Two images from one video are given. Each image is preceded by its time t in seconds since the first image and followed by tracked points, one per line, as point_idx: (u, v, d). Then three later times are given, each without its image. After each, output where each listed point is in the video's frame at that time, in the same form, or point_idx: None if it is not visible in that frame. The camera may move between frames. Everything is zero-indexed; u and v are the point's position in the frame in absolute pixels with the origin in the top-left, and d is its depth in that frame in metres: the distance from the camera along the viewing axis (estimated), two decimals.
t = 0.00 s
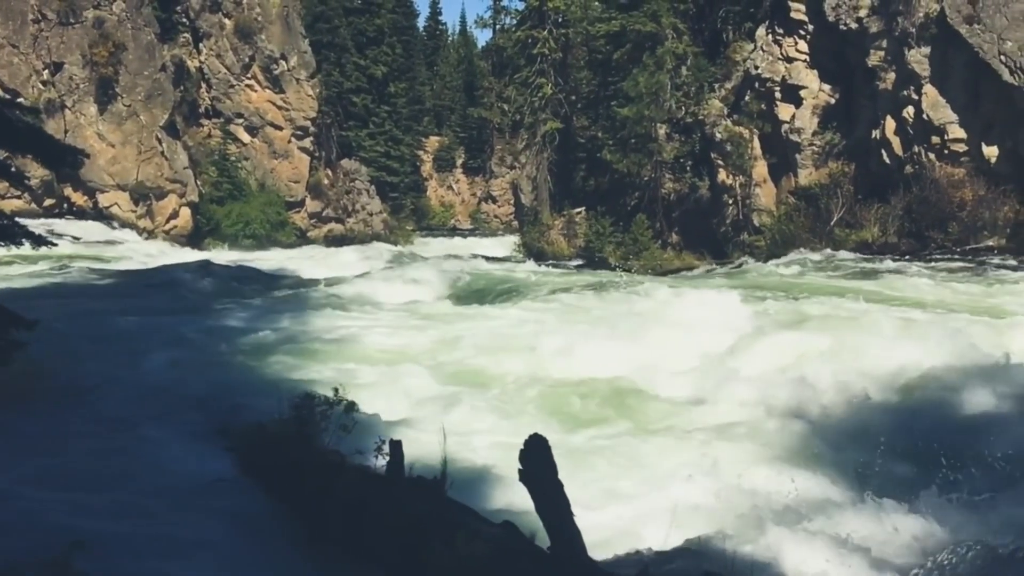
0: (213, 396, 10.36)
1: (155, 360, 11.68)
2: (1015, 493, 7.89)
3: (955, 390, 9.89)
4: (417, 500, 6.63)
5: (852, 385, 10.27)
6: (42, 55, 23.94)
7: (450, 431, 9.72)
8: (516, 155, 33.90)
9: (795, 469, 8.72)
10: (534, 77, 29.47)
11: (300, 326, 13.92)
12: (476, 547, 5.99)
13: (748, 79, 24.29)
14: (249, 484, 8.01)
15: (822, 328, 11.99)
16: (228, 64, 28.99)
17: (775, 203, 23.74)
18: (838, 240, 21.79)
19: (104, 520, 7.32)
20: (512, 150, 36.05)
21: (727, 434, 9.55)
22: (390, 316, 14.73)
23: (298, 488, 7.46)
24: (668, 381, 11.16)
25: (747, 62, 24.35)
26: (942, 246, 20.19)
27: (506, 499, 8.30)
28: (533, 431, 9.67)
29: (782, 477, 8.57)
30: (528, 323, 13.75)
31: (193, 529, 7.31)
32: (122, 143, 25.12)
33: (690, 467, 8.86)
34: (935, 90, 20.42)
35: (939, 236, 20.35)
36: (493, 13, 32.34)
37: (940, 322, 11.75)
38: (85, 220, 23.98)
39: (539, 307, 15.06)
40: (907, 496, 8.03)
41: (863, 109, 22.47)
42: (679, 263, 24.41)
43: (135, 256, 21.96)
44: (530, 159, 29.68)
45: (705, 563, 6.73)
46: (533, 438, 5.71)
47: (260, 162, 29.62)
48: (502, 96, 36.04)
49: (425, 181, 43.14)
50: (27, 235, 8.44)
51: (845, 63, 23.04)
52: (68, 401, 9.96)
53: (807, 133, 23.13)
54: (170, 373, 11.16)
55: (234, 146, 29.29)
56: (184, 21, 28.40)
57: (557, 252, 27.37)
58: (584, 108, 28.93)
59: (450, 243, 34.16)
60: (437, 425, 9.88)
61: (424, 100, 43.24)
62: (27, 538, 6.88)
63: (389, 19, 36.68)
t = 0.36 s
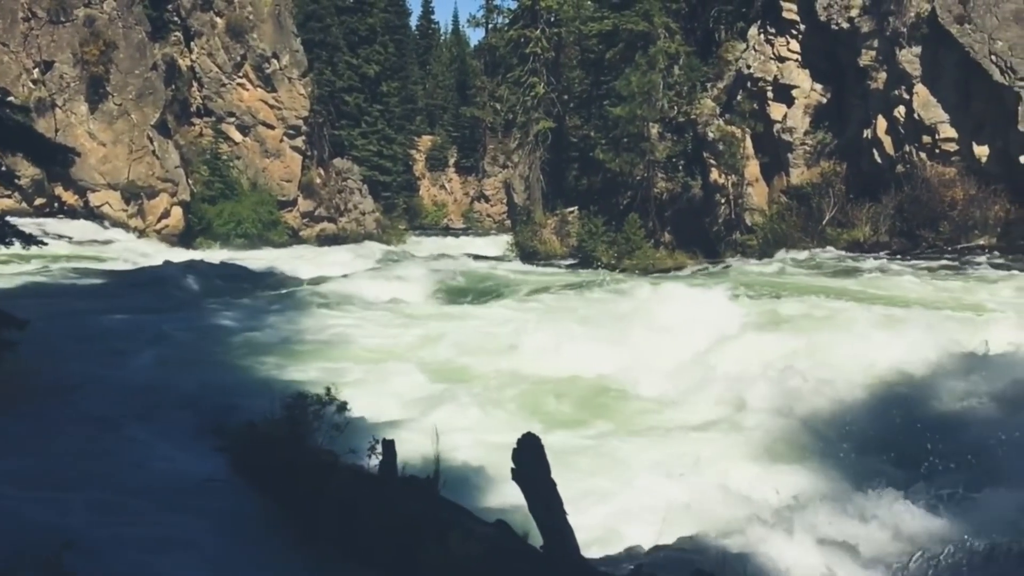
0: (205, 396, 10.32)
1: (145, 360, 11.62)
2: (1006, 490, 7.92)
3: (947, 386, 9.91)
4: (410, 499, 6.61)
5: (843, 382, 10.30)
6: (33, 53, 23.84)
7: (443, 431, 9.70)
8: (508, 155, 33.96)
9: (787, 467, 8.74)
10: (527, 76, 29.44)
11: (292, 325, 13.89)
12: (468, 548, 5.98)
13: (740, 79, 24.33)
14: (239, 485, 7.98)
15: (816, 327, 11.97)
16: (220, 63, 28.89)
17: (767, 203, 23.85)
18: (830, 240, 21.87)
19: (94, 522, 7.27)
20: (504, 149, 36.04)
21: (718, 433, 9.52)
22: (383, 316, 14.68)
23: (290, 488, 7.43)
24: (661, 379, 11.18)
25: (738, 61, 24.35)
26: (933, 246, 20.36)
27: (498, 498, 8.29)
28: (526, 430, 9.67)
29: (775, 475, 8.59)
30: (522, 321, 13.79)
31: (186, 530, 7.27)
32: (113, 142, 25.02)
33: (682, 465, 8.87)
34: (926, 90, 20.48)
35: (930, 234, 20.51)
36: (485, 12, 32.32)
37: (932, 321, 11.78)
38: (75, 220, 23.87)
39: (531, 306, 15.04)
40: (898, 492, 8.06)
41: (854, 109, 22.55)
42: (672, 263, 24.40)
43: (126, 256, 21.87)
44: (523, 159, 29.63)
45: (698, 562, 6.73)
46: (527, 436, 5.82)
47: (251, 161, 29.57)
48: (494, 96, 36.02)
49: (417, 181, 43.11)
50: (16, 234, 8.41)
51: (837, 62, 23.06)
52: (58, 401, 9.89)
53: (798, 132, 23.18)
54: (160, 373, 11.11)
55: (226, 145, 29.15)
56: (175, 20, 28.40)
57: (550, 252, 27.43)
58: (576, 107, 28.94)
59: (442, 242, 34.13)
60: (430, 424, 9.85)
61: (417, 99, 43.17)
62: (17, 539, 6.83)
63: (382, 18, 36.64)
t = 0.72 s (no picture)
0: (195, 395, 10.28)
1: (135, 360, 11.55)
2: (997, 486, 7.99)
3: (935, 381, 9.98)
4: (401, 498, 6.62)
5: (833, 380, 10.35)
6: (22, 51, 23.70)
7: (435, 429, 9.69)
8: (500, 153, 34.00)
9: (779, 463, 8.79)
10: (518, 75, 29.38)
11: (283, 324, 13.85)
12: (461, 547, 6.00)
13: (730, 77, 24.39)
14: (229, 484, 7.96)
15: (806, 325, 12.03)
16: (209, 62, 28.80)
17: (758, 201, 23.92)
18: (821, 238, 21.90)
19: (84, 522, 7.25)
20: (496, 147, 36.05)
21: (710, 431, 9.53)
22: (375, 314, 14.66)
23: (280, 488, 7.40)
24: (654, 376, 11.17)
25: (729, 60, 24.41)
26: (922, 243, 20.43)
27: (490, 497, 8.30)
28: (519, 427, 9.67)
29: (767, 472, 8.65)
30: (514, 320, 13.81)
31: (174, 532, 7.22)
32: (103, 141, 24.88)
33: (674, 464, 8.88)
34: (915, 88, 20.57)
35: (920, 232, 20.58)
36: (476, 10, 32.29)
37: (923, 322, 11.82)
38: (65, 219, 23.75)
39: (523, 305, 15.03)
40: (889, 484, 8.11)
41: (844, 108, 22.60)
42: (662, 261, 24.48)
43: (116, 255, 21.76)
44: (514, 157, 29.59)
45: (691, 561, 6.73)
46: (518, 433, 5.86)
47: (242, 159, 29.47)
48: (485, 94, 36.03)
49: (409, 179, 43.14)
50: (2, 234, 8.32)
51: (827, 60, 23.11)
52: (47, 401, 9.82)
53: (789, 131, 23.24)
54: (150, 373, 11.05)
55: (216, 144, 28.94)
56: (164, 17, 28.07)
57: (541, 251, 27.40)
58: (568, 106, 28.94)
59: (433, 241, 34.13)
60: (422, 422, 9.84)
61: (408, 97, 43.12)
62: (7, 540, 6.79)
63: (372, 16, 36.59)
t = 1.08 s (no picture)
0: (184, 395, 10.24)
1: (123, 360, 11.50)
2: (985, 484, 8.06)
3: (925, 378, 10.04)
4: (394, 498, 6.62)
5: (823, 378, 10.40)
6: (9, 50, 23.49)
7: (425, 429, 9.67)
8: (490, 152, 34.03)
9: (769, 461, 8.81)
10: (508, 74, 29.33)
11: (273, 324, 13.81)
12: (453, 547, 6.02)
13: (720, 76, 24.45)
14: (218, 484, 7.92)
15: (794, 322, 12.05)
16: (198, 61, 28.66)
17: (748, 200, 23.97)
18: (810, 237, 21.97)
19: (70, 524, 7.21)
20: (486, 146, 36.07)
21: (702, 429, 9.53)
22: (365, 313, 14.62)
23: (269, 488, 7.38)
24: (645, 374, 11.16)
25: (719, 59, 24.47)
26: (911, 242, 20.55)
27: (481, 497, 8.30)
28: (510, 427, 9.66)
29: (757, 469, 8.67)
30: (505, 319, 13.80)
31: (160, 534, 7.17)
32: (91, 140, 24.75)
33: (664, 463, 8.88)
34: (904, 87, 20.68)
35: (909, 231, 20.70)
36: (465, 9, 32.26)
37: (913, 321, 11.88)
38: (53, 219, 23.63)
39: (513, 305, 15.03)
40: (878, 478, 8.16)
41: (833, 107, 22.67)
42: (653, 260, 24.53)
43: (104, 255, 21.63)
44: (505, 156, 29.55)
45: (681, 560, 6.75)
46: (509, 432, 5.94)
47: (231, 159, 29.32)
48: (475, 93, 36.02)
49: (399, 178, 43.06)
50: None
51: (816, 59, 23.19)
52: (32, 403, 9.75)
53: (778, 130, 23.30)
54: (138, 374, 10.99)
55: (205, 143, 28.86)
56: (153, 17, 28.12)
57: (532, 249, 27.27)
58: (558, 105, 28.88)
59: (423, 240, 34.08)
60: (412, 422, 9.82)
61: (398, 96, 43.04)
62: None
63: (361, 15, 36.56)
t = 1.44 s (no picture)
0: (173, 396, 10.19)
1: (111, 362, 11.44)
2: (974, 482, 8.08)
3: (916, 378, 10.04)
4: (385, 498, 6.59)
5: (814, 378, 10.41)
6: None
7: (415, 430, 9.65)
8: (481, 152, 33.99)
9: (759, 459, 8.82)
10: (498, 73, 29.26)
11: (263, 325, 13.77)
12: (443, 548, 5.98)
13: (710, 76, 24.50)
14: (208, 487, 7.86)
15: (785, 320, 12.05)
16: (187, 60, 28.59)
17: (738, 200, 24.01)
18: (799, 236, 22.02)
19: (58, 528, 7.14)
20: (477, 146, 36.08)
21: (693, 429, 9.54)
22: (355, 313, 14.60)
23: (258, 489, 7.35)
24: (636, 374, 11.18)
25: (709, 59, 24.54)
26: (900, 241, 20.58)
27: (470, 497, 8.29)
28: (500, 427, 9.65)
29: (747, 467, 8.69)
30: (496, 319, 13.81)
31: (148, 536, 7.15)
32: (79, 140, 24.62)
33: (656, 464, 8.88)
34: (893, 88, 20.76)
35: (897, 230, 20.75)
36: (456, 9, 32.23)
37: (903, 322, 11.87)
38: (41, 219, 23.52)
39: (505, 305, 15.01)
40: (869, 481, 8.19)
41: (822, 107, 22.75)
42: (644, 259, 24.55)
43: (92, 255, 21.52)
44: (495, 156, 29.49)
45: (670, 560, 6.76)
46: (501, 434, 5.86)
47: (221, 159, 29.27)
48: (466, 93, 35.96)
49: (390, 179, 43.03)
50: None
51: (806, 59, 23.27)
52: (20, 405, 9.69)
53: (768, 130, 23.39)
54: (127, 374, 10.95)
55: (195, 143, 28.81)
56: (142, 16, 27.91)
57: (522, 249, 27.18)
58: (548, 105, 28.92)
59: (414, 240, 34.06)
60: (402, 423, 9.80)
61: (388, 96, 43.00)
62: None
63: (352, 15, 36.52)
